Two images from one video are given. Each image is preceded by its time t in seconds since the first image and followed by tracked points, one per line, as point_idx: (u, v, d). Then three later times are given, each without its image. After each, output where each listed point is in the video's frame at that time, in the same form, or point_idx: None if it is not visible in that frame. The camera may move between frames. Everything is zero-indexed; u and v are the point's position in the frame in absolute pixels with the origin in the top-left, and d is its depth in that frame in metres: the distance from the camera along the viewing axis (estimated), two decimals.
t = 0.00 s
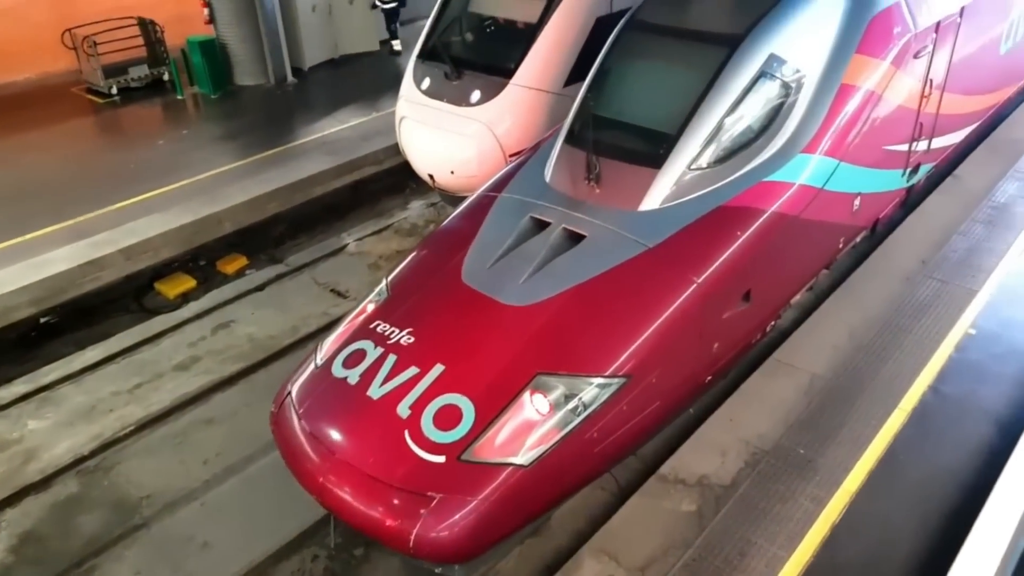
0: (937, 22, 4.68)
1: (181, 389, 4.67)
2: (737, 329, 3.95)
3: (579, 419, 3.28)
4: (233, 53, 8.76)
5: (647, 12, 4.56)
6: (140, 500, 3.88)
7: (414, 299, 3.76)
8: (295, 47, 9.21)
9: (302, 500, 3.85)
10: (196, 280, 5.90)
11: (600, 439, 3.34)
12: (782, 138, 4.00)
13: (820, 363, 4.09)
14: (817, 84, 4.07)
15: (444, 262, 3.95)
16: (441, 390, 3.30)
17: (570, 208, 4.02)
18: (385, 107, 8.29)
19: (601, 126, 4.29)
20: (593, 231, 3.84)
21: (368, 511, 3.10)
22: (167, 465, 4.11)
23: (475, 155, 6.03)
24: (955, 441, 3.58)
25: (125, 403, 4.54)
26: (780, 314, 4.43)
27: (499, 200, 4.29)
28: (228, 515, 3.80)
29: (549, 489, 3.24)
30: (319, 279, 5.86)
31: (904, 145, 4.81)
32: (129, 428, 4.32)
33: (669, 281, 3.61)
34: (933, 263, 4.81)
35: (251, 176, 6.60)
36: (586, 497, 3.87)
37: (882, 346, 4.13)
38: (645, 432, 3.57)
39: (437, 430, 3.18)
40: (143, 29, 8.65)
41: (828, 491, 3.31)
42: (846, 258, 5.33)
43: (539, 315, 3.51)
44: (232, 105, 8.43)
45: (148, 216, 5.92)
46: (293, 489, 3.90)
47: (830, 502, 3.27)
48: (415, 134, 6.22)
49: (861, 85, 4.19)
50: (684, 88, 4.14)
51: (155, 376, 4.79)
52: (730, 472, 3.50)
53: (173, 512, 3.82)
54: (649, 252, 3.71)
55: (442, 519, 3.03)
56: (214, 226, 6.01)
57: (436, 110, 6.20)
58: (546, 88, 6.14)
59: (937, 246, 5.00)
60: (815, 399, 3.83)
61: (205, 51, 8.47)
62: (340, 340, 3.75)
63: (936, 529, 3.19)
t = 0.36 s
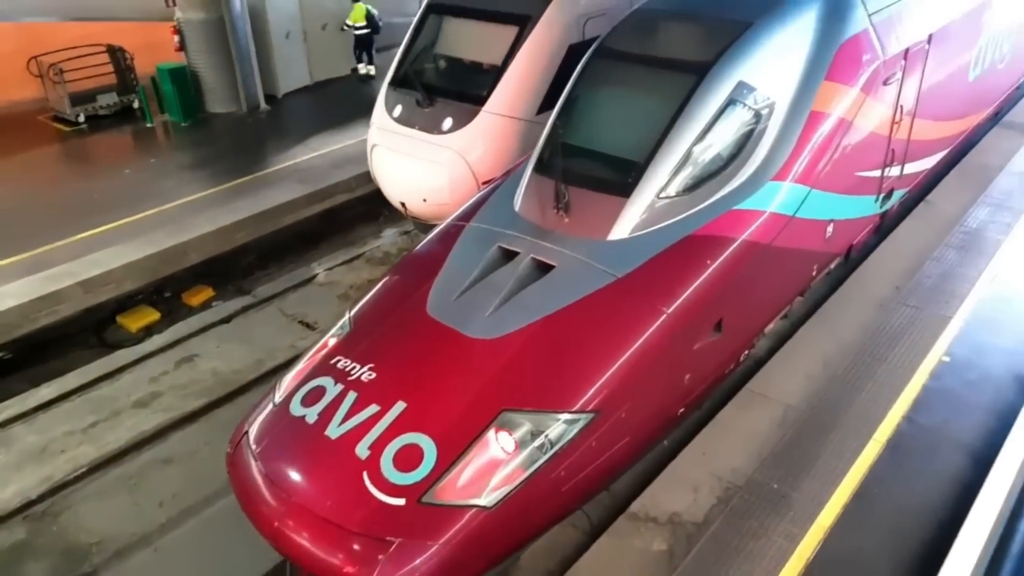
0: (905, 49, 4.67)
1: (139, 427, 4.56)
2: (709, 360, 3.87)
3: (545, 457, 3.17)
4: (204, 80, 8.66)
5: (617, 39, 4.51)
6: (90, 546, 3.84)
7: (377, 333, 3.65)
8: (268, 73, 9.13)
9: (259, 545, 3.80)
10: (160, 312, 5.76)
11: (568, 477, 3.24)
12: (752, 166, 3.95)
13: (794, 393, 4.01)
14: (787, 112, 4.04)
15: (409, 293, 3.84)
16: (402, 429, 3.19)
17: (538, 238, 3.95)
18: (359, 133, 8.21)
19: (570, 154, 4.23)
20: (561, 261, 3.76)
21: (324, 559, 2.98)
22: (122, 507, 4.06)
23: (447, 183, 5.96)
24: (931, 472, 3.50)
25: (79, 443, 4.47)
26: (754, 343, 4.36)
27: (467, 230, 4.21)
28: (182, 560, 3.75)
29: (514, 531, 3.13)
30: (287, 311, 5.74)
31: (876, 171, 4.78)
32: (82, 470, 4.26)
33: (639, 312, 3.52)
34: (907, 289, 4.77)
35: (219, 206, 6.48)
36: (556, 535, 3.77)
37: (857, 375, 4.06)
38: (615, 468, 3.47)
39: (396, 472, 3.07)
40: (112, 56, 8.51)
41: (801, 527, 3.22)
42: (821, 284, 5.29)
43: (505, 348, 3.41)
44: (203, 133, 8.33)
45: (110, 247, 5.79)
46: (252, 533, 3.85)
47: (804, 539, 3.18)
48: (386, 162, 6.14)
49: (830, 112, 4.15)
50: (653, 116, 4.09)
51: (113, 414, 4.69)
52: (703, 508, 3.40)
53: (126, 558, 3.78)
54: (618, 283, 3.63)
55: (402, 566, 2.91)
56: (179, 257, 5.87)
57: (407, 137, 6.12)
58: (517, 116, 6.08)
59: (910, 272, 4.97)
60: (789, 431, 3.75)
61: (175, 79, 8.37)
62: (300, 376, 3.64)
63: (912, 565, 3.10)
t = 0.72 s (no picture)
0: (871, 64, 4.67)
1: (96, 462, 4.41)
2: (679, 382, 3.80)
3: (510, 488, 3.08)
4: (170, 103, 8.54)
5: (582, 57, 4.47)
6: None
7: (337, 362, 3.54)
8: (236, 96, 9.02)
9: None
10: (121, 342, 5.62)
11: (535, 507, 3.15)
12: (719, 184, 3.90)
13: (767, 414, 3.94)
14: (753, 129, 4.00)
15: (371, 320, 3.74)
16: (361, 462, 3.08)
17: (503, 260, 3.86)
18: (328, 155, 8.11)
19: (535, 174, 4.16)
20: (527, 283, 3.68)
21: None
22: (76, 548, 3.91)
23: (414, 205, 5.87)
24: (907, 492, 3.44)
25: (33, 480, 4.31)
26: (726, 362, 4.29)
27: (432, 253, 4.12)
28: None
29: (479, 566, 3.04)
30: (252, 338, 5.61)
31: (846, 187, 4.76)
32: (34, 509, 4.11)
33: (606, 335, 3.43)
34: (880, 305, 4.74)
35: (183, 232, 6.36)
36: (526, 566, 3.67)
37: (830, 393, 4.00)
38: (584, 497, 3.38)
39: (356, 508, 2.97)
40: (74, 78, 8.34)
41: (775, 553, 3.15)
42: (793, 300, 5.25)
43: (468, 374, 3.31)
44: (167, 157, 8.19)
45: (68, 275, 5.64)
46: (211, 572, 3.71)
47: (777, 566, 3.11)
48: (353, 185, 6.05)
49: (797, 129, 4.12)
50: (619, 135, 4.03)
51: (69, 449, 4.54)
52: (674, 536, 3.31)
53: None
54: (584, 305, 3.54)
55: None
56: (140, 285, 5.73)
57: (374, 159, 6.03)
58: (483, 135, 6.02)
59: (882, 288, 4.94)
60: (762, 453, 3.67)
61: (139, 102, 8.25)
62: (258, 408, 3.52)
63: None
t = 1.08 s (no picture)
0: (843, 78, 4.63)
1: (53, 496, 4.26)
2: (652, 404, 3.71)
3: (475, 521, 2.98)
4: (138, 124, 8.41)
5: (550, 73, 4.40)
6: None
7: (297, 390, 3.42)
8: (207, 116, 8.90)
9: None
10: (83, 370, 5.45)
11: (502, 540, 3.05)
12: (689, 202, 3.83)
13: (743, 436, 3.85)
14: (723, 145, 3.94)
15: (334, 347, 3.63)
16: (320, 497, 2.97)
17: (470, 282, 3.77)
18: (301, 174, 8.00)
19: (503, 193, 4.07)
20: (494, 306, 3.58)
21: None
22: None
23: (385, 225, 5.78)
24: (886, 514, 3.36)
25: None
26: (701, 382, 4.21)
27: (397, 276, 4.01)
28: None
29: None
30: (219, 363, 5.47)
31: (821, 201, 4.71)
32: None
33: (574, 359, 3.33)
34: (857, 320, 4.68)
35: (150, 256, 6.23)
36: None
37: (807, 413, 3.92)
38: (554, 526, 3.29)
39: (313, 545, 2.86)
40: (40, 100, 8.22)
41: None
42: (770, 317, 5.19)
43: (432, 402, 3.20)
44: (136, 178, 8.06)
45: (29, 302, 5.50)
46: None
47: None
48: (322, 206, 5.95)
49: (769, 144, 4.07)
50: (588, 152, 3.96)
51: (25, 483, 4.39)
52: (647, 565, 3.20)
53: None
54: (552, 328, 3.45)
55: None
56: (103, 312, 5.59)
57: (343, 179, 5.94)
58: (455, 153, 5.94)
59: (860, 303, 4.88)
60: (738, 477, 3.58)
61: (106, 124, 8.13)
62: (216, 440, 3.40)
63: None
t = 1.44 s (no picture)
0: (815, 88, 4.57)
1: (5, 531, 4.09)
2: (624, 425, 3.60)
3: (438, 554, 2.85)
4: (105, 142, 8.25)
5: (518, 87, 4.30)
6: None
7: (254, 419, 3.29)
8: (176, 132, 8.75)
9: None
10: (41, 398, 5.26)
11: (466, 572, 2.93)
12: (659, 217, 3.74)
13: (718, 455, 3.75)
14: (693, 158, 3.86)
15: (293, 372, 3.50)
16: (275, 532, 2.84)
17: (435, 302, 3.65)
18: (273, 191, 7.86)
19: (469, 209, 3.97)
20: (459, 327, 3.47)
21: None
22: None
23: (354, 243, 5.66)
24: (864, 535, 3.28)
25: None
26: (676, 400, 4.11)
27: (361, 296, 3.89)
28: None
29: None
30: (183, 388, 5.30)
31: (795, 213, 4.64)
32: None
33: (541, 381, 3.22)
34: (834, 333, 4.60)
35: (114, 277, 6.06)
36: None
37: (783, 432, 3.82)
38: (522, 555, 3.17)
39: None
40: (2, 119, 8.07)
41: None
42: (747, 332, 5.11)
43: (393, 429, 3.08)
44: (102, 197, 7.89)
45: None
46: None
47: None
48: (290, 224, 5.82)
49: (740, 157, 3.99)
50: (555, 167, 3.87)
51: None
52: None
53: None
54: (519, 349, 3.33)
55: None
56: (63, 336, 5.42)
57: (311, 197, 5.82)
58: (425, 168, 5.83)
59: (837, 315, 4.81)
60: (713, 499, 3.47)
61: (71, 142, 7.97)
62: (169, 472, 3.27)
63: None
